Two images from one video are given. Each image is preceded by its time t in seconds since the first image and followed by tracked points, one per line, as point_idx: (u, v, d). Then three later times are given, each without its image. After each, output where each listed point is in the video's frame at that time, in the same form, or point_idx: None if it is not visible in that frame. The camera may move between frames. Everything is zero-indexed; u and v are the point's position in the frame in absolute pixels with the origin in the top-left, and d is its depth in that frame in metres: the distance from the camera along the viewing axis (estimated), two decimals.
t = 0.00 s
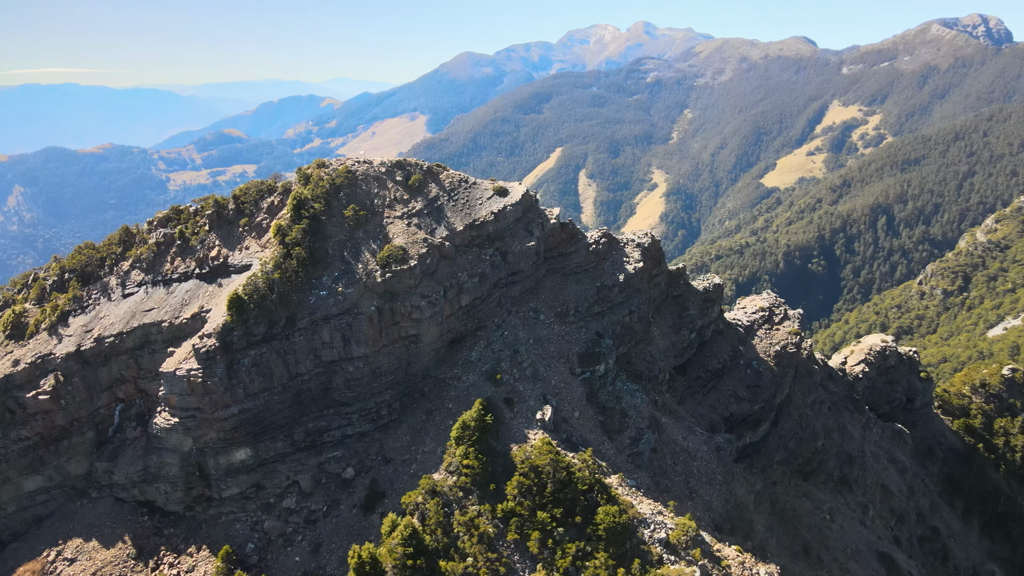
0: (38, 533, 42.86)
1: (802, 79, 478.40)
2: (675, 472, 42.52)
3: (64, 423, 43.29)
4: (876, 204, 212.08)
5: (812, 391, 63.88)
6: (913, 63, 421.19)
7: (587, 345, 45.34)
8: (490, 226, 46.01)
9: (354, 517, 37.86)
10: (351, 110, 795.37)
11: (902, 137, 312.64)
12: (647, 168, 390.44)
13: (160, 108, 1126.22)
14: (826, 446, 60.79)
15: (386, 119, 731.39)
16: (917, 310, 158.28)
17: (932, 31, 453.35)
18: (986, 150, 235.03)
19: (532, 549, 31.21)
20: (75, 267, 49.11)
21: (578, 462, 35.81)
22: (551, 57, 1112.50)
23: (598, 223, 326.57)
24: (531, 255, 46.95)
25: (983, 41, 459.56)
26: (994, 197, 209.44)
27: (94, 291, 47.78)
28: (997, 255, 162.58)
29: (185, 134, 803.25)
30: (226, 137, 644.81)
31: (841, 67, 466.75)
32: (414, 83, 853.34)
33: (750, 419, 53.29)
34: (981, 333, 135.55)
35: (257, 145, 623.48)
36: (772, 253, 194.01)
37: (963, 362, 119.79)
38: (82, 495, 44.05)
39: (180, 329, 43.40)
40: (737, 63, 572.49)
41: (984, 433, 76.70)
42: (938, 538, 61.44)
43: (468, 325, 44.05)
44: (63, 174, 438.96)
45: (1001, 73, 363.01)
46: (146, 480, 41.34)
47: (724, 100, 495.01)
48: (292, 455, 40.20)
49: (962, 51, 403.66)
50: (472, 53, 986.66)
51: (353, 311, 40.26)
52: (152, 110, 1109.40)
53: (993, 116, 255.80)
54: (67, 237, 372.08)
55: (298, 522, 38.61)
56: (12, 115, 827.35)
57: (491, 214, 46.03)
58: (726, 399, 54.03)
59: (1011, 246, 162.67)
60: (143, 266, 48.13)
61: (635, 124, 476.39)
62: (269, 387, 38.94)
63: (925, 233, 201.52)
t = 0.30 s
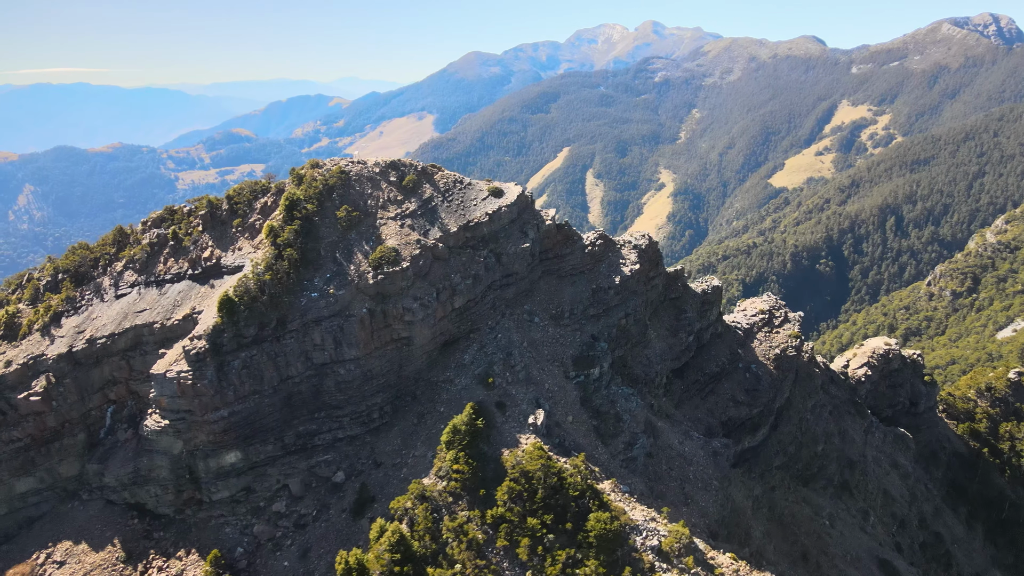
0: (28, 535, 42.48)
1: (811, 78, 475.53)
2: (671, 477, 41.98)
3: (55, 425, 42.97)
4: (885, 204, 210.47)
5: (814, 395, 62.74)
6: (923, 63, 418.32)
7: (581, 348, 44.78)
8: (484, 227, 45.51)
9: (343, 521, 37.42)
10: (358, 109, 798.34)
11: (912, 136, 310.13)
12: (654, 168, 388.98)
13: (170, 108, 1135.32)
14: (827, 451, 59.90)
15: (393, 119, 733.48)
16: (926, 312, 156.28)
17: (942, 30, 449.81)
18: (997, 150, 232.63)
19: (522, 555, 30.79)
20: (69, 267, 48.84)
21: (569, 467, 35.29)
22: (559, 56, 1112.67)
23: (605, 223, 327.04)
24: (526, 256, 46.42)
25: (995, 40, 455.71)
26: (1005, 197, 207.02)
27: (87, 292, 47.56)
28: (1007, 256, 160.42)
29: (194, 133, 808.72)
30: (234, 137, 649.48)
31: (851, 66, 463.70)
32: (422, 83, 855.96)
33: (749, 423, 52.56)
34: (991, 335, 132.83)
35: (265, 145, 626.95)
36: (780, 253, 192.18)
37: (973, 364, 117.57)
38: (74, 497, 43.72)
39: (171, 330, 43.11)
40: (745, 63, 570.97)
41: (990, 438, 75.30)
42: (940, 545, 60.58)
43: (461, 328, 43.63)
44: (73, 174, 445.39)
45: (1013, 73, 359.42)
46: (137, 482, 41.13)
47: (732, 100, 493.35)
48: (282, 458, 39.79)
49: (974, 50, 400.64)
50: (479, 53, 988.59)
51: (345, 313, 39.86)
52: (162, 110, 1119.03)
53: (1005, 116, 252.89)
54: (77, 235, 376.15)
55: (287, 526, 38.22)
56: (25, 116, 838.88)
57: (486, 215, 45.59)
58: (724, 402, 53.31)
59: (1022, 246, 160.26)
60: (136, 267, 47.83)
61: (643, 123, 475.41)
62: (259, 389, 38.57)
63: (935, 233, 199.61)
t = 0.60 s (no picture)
0: (13, 539, 41.86)
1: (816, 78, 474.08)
2: (662, 483, 41.45)
3: (41, 428, 42.44)
4: (889, 204, 209.57)
5: (811, 398, 61.80)
6: (928, 62, 417.53)
7: (572, 352, 44.32)
8: (474, 229, 45.04)
9: (328, 528, 36.92)
10: (362, 109, 799.86)
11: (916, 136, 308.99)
12: (658, 168, 388.18)
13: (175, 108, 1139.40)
14: (822, 455, 59.24)
15: (396, 118, 734.36)
16: (929, 312, 155.24)
17: (947, 30, 448.44)
18: (1002, 150, 231.52)
19: (507, 564, 30.25)
20: (56, 269, 48.36)
21: (557, 473, 34.80)
22: (563, 56, 1113.30)
23: (608, 223, 327.71)
24: (516, 258, 45.93)
25: (1000, 40, 454.07)
26: (1009, 197, 205.98)
27: (75, 294, 47.12)
28: (1011, 256, 159.23)
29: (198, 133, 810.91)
30: (238, 136, 650.94)
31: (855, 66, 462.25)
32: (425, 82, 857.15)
33: (743, 427, 51.91)
34: (994, 336, 131.43)
35: (269, 144, 628.24)
36: (783, 253, 191.17)
37: (977, 365, 116.44)
38: (60, 501, 43.10)
39: (158, 333, 42.73)
40: (749, 62, 570.36)
41: (990, 441, 74.13)
42: (937, 550, 59.96)
43: (450, 331, 43.16)
44: (77, 173, 447.53)
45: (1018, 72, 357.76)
46: (122, 487, 40.76)
47: (735, 100, 492.68)
48: (268, 463, 39.28)
49: (979, 50, 399.53)
50: (483, 53, 990.22)
51: (332, 316, 39.34)
52: (167, 110, 1122.89)
53: (1010, 115, 251.52)
54: (81, 233, 377.78)
55: (273, 532, 37.70)
56: (31, 116, 844.93)
57: (476, 216, 45.13)
58: (718, 406, 52.70)
59: None
60: (124, 268, 47.40)
61: (646, 123, 475.06)
62: (245, 393, 38.13)
63: (939, 234, 198.88)
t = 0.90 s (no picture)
0: None
1: (821, 77, 472.52)
2: (654, 488, 40.95)
3: (28, 431, 41.96)
4: (894, 205, 208.49)
5: (808, 402, 60.95)
6: (934, 62, 416.64)
7: (563, 356, 43.73)
8: (465, 230, 44.59)
9: (314, 534, 36.46)
10: (367, 108, 801.54)
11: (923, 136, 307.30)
12: (662, 168, 387.30)
13: (181, 108, 1145.20)
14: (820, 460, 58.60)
15: (401, 118, 735.85)
16: (934, 313, 154.18)
17: (953, 30, 447.15)
18: (1007, 150, 230.24)
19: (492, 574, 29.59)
20: (45, 270, 48.04)
21: (546, 479, 34.23)
22: (568, 55, 1114.05)
23: (612, 223, 327.36)
24: (507, 260, 45.43)
25: (1007, 40, 452.01)
26: (1015, 197, 204.59)
27: (63, 295, 46.79)
28: (1017, 257, 157.76)
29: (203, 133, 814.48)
30: (243, 136, 653.05)
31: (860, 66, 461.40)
32: (430, 82, 858.87)
33: (739, 432, 51.23)
34: (1000, 337, 129.97)
35: (274, 143, 630.41)
36: (787, 254, 189.56)
37: (983, 367, 115.19)
38: (46, 505, 42.55)
39: (146, 335, 42.38)
40: (754, 62, 569.47)
41: (991, 445, 73.20)
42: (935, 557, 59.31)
43: (440, 334, 42.66)
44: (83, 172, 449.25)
45: None
46: (108, 491, 40.34)
47: (740, 100, 491.65)
48: (255, 467, 38.79)
49: (985, 50, 399.52)
50: (488, 53, 992.28)
51: (319, 318, 38.87)
52: (173, 110, 1127.91)
53: (1016, 115, 250.34)
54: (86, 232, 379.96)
55: (258, 537, 37.22)
56: (38, 117, 850.34)
57: (467, 218, 44.69)
58: (713, 411, 52.02)
59: None
60: (113, 270, 47.04)
61: (651, 123, 474.49)
62: (231, 397, 37.66)
63: (944, 235, 198.07)
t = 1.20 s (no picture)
0: None
1: (826, 77, 470.64)
2: (645, 495, 40.29)
3: (13, 434, 41.63)
4: (898, 205, 206.92)
5: (805, 406, 60.12)
6: (938, 62, 415.56)
7: (553, 359, 43.19)
8: (454, 232, 44.12)
9: (298, 541, 35.94)
10: (371, 108, 802.43)
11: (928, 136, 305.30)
12: (665, 168, 386.15)
13: (185, 108, 1148.57)
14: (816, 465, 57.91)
15: (405, 117, 736.74)
16: (938, 314, 152.90)
17: (958, 30, 445.68)
18: (1012, 150, 228.87)
19: None
20: (31, 271, 47.60)
21: (533, 486, 33.67)
22: (572, 55, 1114.21)
23: (615, 223, 326.75)
24: (498, 262, 44.99)
25: (1013, 39, 449.76)
26: (1021, 197, 202.95)
27: (50, 297, 46.38)
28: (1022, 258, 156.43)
29: (207, 132, 816.10)
30: (247, 135, 654.32)
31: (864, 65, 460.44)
32: (433, 82, 859.67)
33: (733, 437, 50.65)
34: (1005, 338, 128.52)
35: (278, 143, 631.59)
36: (790, 254, 187.66)
37: (987, 369, 113.84)
38: (31, 509, 41.99)
39: (131, 337, 41.91)
40: (758, 62, 568.02)
41: (992, 450, 72.26)
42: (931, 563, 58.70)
43: (429, 337, 42.17)
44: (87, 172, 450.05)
45: None
46: (92, 495, 39.80)
47: (744, 100, 490.35)
48: (240, 472, 38.29)
49: (989, 50, 397.66)
50: (491, 52, 992.93)
51: (305, 321, 38.37)
52: (177, 110, 1130.93)
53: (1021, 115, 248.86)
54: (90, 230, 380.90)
55: (242, 543, 36.72)
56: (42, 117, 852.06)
57: (456, 220, 44.23)
58: (707, 415, 51.40)
59: None
60: (100, 271, 46.65)
61: (654, 123, 474.04)
62: (216, 401, 37.20)
63: (948, 235, 196.89)
